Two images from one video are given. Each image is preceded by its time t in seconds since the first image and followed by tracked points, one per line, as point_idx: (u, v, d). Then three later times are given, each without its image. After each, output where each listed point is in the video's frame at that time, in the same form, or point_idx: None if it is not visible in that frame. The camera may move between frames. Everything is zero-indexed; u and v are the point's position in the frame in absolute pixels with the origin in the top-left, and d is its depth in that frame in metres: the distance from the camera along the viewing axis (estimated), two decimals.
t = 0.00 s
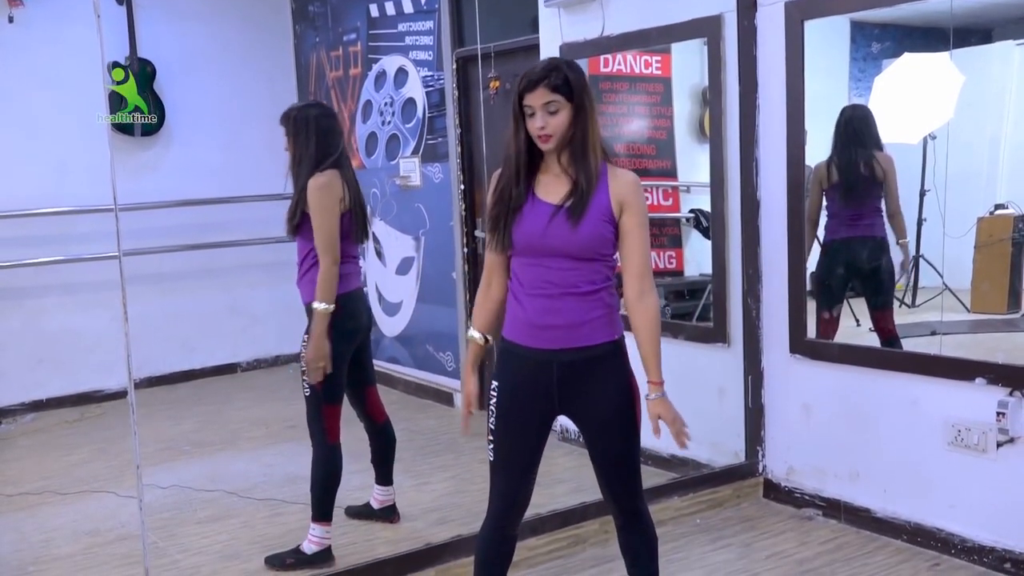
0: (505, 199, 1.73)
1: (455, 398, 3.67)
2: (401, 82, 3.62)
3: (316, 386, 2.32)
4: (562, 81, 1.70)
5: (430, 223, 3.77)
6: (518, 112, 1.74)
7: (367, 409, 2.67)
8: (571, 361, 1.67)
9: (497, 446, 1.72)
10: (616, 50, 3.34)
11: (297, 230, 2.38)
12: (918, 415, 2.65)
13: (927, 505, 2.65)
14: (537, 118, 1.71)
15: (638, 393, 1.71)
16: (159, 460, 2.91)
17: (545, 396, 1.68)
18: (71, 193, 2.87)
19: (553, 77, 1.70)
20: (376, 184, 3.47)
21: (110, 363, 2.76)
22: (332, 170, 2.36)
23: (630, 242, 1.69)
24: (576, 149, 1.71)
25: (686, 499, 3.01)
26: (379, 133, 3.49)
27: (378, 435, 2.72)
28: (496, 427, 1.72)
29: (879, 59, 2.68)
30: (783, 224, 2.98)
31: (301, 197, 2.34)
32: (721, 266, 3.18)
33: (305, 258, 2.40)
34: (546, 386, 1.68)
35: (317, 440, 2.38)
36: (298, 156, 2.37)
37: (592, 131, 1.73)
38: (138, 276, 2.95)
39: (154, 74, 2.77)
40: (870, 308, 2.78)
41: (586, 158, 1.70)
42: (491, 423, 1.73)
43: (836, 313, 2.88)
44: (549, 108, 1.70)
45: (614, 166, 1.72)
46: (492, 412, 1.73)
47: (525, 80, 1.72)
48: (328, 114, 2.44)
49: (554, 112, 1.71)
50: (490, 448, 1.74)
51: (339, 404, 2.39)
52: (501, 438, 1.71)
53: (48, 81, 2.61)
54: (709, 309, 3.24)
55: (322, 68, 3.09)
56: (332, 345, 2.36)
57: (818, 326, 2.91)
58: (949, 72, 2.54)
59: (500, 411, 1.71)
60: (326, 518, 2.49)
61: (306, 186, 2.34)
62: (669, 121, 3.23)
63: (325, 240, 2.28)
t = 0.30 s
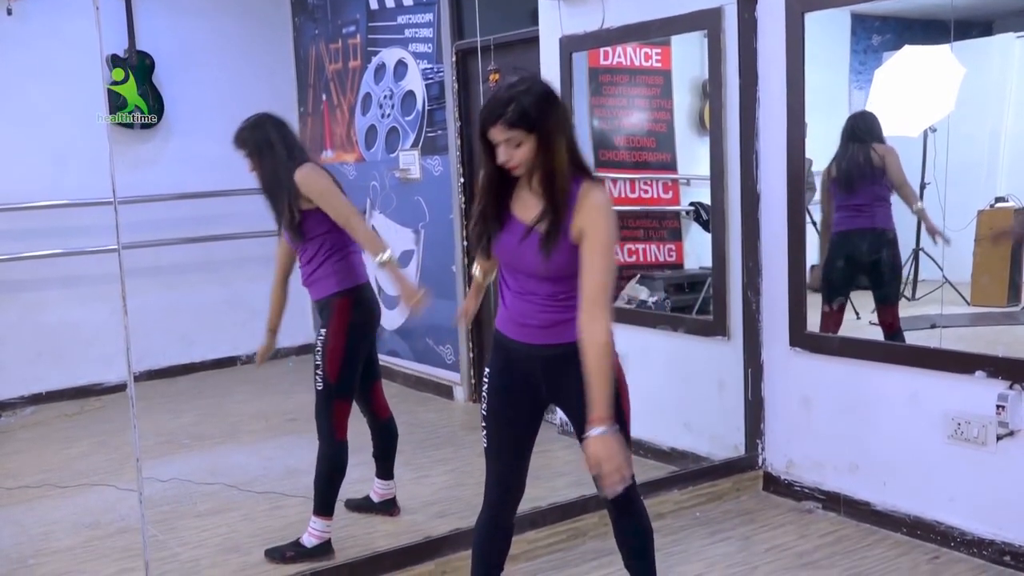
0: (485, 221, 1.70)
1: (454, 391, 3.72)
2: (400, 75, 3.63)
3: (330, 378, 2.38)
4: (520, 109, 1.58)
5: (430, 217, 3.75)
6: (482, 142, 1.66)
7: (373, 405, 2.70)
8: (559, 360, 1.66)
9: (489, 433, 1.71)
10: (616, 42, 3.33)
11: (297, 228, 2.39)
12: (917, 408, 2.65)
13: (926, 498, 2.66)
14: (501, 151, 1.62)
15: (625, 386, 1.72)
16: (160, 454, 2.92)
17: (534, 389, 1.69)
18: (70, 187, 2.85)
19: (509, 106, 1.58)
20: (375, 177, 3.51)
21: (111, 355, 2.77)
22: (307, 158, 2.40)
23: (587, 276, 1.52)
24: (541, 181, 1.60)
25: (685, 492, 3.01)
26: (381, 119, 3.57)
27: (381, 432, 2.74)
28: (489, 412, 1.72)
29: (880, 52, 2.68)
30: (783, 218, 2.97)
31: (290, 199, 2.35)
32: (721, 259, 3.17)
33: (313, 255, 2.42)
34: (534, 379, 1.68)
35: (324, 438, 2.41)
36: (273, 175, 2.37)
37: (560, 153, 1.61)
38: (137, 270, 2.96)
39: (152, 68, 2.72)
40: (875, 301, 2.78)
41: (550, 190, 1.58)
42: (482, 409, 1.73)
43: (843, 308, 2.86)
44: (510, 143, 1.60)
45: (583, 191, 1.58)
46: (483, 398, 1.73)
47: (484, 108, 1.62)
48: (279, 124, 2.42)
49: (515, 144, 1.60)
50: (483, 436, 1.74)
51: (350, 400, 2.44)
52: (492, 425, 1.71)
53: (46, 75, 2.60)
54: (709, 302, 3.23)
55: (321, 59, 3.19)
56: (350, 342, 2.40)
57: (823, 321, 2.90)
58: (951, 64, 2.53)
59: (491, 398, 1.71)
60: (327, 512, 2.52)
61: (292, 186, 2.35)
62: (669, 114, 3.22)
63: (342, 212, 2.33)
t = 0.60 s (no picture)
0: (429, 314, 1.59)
1: (454, 387, 3.68)
2: (400, 70, 3.60)
3: (341, 378, 2.40)
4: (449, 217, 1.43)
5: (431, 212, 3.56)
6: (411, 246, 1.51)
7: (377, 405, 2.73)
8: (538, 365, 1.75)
9: (477, 432, 1.81)
10: (616, 37, 3.31)
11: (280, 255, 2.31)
12: (917, 403, 2.65)
13: (925, 493, 2.66)
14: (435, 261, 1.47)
15: (603, 379, 1.81)
16: (159, 449, 2.95)
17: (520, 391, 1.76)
18: (72, 181, 2.81)
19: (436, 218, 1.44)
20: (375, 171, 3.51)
21: (110, 349, 2.78)
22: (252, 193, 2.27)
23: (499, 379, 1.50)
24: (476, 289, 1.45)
25: (684, 487, 3.01)
26: (382, 111, 3.59)
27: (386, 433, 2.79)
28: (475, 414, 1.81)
29: (880, 46, 2.70)
30: (782, 214, 2.98)
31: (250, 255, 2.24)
32: (721, 253, 3.17)
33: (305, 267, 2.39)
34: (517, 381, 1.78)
35: (329, 434, 2.44)
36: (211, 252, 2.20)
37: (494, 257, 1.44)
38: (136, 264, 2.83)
39: (153, 62, 2.67)
40: (888, 294, 2.75)
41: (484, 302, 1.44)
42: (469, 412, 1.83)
43: (851, 302, 2.87)
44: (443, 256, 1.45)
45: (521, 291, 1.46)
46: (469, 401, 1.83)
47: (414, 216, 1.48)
48: (220, 185, 2.26)
49: (448, 257, 1.45)
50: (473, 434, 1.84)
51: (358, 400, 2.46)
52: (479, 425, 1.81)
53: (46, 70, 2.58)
54: (709, 297, 3.22)
55: (322, 54, 3.22)
56: (362, 338, 2.41)
57: (829, 316, 2.89)
58: (952, 59, 2.55)
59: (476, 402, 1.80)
60: (327, 508, 2.55)
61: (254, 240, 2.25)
62: (669, 109, 3.22)
63: (321, 197, 2.33)
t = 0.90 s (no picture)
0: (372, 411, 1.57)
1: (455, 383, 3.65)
2: (399, 65, 3.29)
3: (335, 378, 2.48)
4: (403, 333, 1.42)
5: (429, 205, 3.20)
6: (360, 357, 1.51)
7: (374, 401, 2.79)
8: (517, 378, 1.85)
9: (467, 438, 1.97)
10: (616, 31, 3.30)
11: (264, 286, 2.36)
12: (916, 398, 2.65)
13: (924, 488, 2.66)
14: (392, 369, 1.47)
15: (585, 383, 1.90)
16: (158, 444, 2.74)
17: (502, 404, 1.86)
18: (72, 176, 2.78)
19: (391, 335, 1.42)
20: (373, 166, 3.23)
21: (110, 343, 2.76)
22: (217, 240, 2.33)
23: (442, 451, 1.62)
24: (424, 403, 1.45)
25: (684, 482, 3.02)
26: (381, 105, 3.25)
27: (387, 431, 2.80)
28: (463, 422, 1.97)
29: (881, 41, 2.70)
30: (782, 210, 2.99)
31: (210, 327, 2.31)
32: (721, 246, 3.18)
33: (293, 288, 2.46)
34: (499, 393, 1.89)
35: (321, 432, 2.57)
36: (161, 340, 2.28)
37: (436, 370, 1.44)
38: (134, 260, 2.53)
39: (154, 57, 2.51)
40: (897, 288, 2.73)
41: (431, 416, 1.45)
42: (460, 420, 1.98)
43: (854, 297, 2.84)
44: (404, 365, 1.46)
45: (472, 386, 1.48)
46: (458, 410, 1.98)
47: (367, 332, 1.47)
48: (178, 261, 2.26)
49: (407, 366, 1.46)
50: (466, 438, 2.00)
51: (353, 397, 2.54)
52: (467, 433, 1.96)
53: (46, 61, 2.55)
54: (709, 292, 3.24)
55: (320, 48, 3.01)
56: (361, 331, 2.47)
57: (838, 310, 2.87)
58: (952, 52, 2.55)
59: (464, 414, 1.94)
60: (326, 503, 2.67)
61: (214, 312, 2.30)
62: (669, 103, 3.21)
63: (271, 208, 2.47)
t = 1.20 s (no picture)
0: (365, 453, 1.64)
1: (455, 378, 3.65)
2: (399, 60, 3.06)
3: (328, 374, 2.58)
4: (397, 385, 1.51)
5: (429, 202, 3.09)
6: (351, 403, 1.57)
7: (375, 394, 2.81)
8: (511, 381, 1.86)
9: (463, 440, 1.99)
10: (616, 27, 3.31)
11: (255, 301, 2.49)
12: (916, 393, 2.65)
13: (923, 484, 2.67)
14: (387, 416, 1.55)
15: (577, 382, 1.90)
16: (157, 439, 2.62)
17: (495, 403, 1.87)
18: (71, 172, 2.76)
19: (386, 389, 1.51)
20: (372, 163, 3.02)
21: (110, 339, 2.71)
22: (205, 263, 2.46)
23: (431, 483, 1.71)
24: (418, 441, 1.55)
25: (684, 478, 3.02)
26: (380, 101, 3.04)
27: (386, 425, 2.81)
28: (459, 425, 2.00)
29: (881, 36, 2.71)
30: (782, 207, 2.99)
31: (206, 350, 2.46)
32: (721, 242, 3.18)
33: (286, 298, 2.55)
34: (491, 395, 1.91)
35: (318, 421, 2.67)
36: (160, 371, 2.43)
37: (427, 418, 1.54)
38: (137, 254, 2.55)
39: (153, 53, 2.46)
40: (898, 283, 2.73)
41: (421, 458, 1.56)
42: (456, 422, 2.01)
43: (855, 293, 2.85)
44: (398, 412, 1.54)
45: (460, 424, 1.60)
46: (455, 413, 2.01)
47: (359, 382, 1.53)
48: (166, 290, 2.40)
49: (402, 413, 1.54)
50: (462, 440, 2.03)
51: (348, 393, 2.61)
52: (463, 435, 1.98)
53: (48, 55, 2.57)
54: (709, 287, 3.24)
55: (320, 44, 2.81)
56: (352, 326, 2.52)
57: (839, 307, 2.87)
58: (953, 47, 2.54)
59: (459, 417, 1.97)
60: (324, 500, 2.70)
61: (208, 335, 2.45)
62: (668, 99, 3.22)
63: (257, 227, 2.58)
